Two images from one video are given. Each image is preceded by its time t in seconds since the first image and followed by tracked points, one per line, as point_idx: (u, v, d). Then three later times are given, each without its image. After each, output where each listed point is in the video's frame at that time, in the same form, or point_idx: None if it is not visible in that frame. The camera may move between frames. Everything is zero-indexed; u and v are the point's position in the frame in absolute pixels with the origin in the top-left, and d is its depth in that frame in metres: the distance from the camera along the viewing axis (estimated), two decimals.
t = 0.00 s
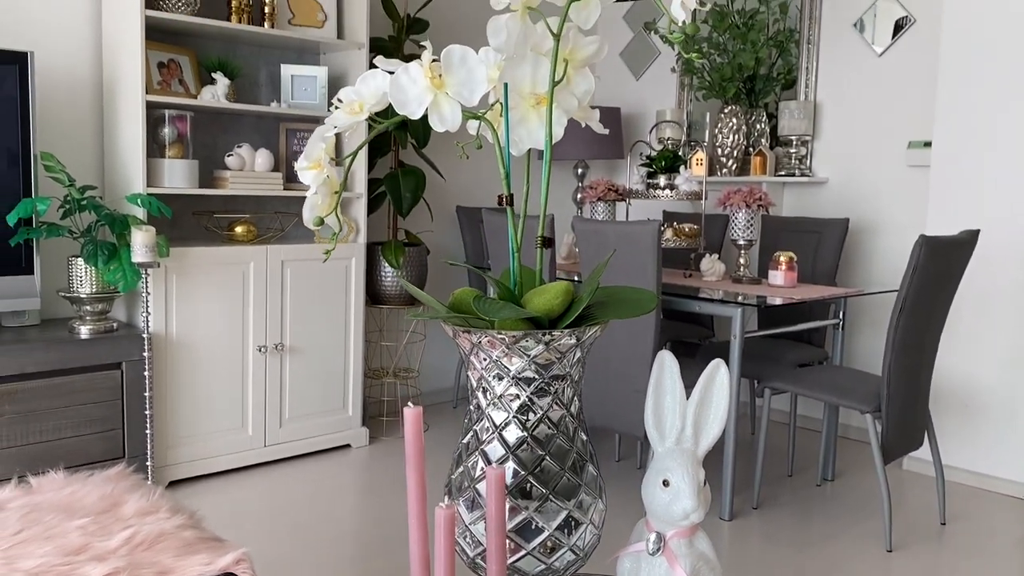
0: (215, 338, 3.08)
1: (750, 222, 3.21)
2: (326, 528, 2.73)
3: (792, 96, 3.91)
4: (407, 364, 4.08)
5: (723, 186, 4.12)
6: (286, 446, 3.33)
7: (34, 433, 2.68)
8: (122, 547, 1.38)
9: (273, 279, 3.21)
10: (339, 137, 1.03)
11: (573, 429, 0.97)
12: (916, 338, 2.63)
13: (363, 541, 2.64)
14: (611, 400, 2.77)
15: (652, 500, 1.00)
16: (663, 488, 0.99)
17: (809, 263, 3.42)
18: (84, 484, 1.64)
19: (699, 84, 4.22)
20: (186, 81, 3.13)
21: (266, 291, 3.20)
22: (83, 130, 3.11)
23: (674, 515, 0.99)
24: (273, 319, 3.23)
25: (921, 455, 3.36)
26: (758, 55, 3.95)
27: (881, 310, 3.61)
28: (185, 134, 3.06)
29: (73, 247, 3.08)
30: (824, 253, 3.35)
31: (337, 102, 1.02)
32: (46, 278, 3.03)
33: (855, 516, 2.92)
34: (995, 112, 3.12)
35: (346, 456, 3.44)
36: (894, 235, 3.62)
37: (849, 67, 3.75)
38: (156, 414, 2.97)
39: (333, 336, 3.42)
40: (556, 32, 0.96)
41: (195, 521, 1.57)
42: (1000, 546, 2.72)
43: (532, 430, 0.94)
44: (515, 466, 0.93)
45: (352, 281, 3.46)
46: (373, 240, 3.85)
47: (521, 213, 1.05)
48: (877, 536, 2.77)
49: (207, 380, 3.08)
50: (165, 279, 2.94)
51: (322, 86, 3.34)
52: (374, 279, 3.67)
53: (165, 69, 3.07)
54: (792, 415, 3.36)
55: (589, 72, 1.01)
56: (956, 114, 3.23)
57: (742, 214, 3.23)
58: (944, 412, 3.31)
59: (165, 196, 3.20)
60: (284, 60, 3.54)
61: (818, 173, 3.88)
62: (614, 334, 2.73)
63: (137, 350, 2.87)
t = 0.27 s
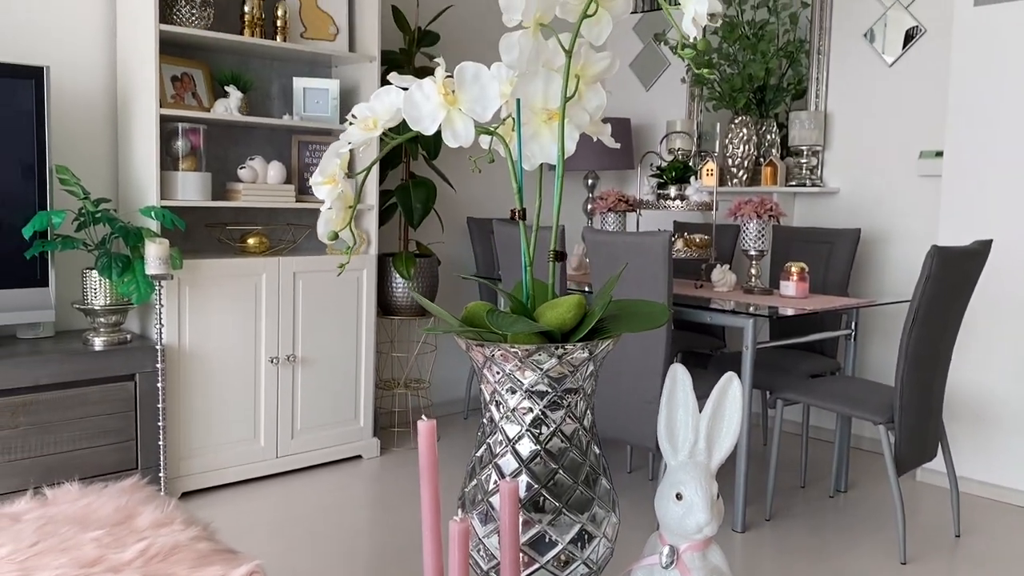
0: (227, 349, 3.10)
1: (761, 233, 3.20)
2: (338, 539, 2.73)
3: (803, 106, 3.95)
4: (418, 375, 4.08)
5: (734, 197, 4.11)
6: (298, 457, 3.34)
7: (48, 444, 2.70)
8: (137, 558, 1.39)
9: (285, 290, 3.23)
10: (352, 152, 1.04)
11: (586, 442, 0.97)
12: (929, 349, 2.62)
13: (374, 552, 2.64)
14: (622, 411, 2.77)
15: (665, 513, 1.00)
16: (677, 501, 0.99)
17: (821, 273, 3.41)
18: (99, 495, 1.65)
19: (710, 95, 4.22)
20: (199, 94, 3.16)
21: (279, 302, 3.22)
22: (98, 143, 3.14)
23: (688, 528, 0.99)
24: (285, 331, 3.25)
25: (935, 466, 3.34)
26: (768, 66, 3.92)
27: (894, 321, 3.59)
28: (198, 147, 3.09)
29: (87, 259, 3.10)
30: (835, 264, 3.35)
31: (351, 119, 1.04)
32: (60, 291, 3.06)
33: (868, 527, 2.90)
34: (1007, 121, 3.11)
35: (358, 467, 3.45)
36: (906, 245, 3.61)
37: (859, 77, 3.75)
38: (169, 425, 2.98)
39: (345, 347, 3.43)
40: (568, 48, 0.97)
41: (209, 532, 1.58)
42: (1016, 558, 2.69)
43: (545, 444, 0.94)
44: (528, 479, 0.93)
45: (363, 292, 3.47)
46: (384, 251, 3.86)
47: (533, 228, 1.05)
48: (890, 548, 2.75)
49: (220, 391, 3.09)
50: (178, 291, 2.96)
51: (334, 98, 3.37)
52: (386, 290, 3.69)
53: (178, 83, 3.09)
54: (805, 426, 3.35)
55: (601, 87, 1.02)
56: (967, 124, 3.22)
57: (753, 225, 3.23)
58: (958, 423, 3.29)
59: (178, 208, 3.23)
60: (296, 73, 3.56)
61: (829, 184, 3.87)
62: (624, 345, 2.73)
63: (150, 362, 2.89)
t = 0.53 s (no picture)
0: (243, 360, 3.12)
1: (776, 243, 3.20)
2: (353, 549, 2.74)
3: (817, 116, 3.95)
4: (433, 385, 4.09)
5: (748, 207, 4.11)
6: (314, 467, 3.35)
7: (66, 455, 2.73)
8: (156, 569, 1.40)
9: (301, 302, 3.25)
10: (370, 169, 1.06)
11: (602, 457, 0.97)
12: (946, 359, 2.60)
13: (389, 563, 2.64)
14: (637, 422, 2.76)
15: (681, 527, 1.00)
16: (693, 514, 0.99)
17: (836, 284, 3.40)
18: (118, 506, 1.67)
19: (723, 104, 4.22)
20: (216, 107, 3.19)
21: (295, 313, 3.24)
22: (117, 156, 3.17)
23: (704, 543, 0.99)
24: (301, 342, 3.27)
25: (953, 477, 3.31)
26: (782, 76, 3.92)
27: (910, 331, 3.57)
28: (215, 159, 3.12)
29: (106, 271, 3.14)
30: (851, 273, 3.34)
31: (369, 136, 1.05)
32: (79, 302, 3.10)
33: (886, 539, 2.88)
34: None
35: (373, 477, 3.46)
36: (922, 255, 3.59)
37: (873, 86, 3.74)
38: (186, 436, 3.00)
39: (360, 358, 3.45)
40: (583, 64, 0.98)
41: (227, 543, 1.59)
42: None
43: (562, 457, 0.95)
44: (545, 493, 0.94)
45: (378, 303, 3.49)
46: (399, 262, 3.88)
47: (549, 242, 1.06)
48: (908, 560, 2.73)
49: (237, 402, 3.11)
50: (195, 303, 2.98)
51: (349, 111, 3.40)
52: (401, 300, 3.70)
53: (195, 96, 3.13)
54: (820, 437, 3.33)
55: (616, 102, 1.03)
56: (983, 133, 3.20)
57: (768, 235, 3.23)
58: (976, 433, 3.26)
59: (195, 221, 3.26)
60: (312, 86, 3.59)
61: (844, 193, 3.86)
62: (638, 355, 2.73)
63: (167, 373, 2.92)
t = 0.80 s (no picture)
0: (264, 369, 3.14)
1: (795, 251, 3.18)
2: (373, 557, 2.75)
3: (836, 123, 3.93)
4: (451, 394, 4.10)
5: (767, 215, 4.09)
6: (334, 475, 3.36)
7: (90, 463, 2.75)
8: None
9: (321, 310, 3.27)
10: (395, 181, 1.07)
11: (626, 467, 0.97)
12: (969, 368, 2.58)
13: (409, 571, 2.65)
14: (657, 431, 2.76)
15: (705, 537, 1.00)
16: (717, 524, 0.99)
17: (856, 292, 3.38)
18: (142, 514, 1.68)
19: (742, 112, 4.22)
20: (237, 118, 3.23)
21: (315, 322, 3.26)
22: (140, 167, 3.21)
23: (728, 553, 0.99)
24: (321, 350, 3.29)
25: (976, 487, 3.28)
26: (801, 83, 3.92)
27: (932, 340, 3.55)
28: (236, 170, 3.15)
29: (129, 280, 3.17)
30: (871, 281, 3.32)
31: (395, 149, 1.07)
32: (103, 312, 3.13)
33: (909, 550, 2.85)
34: None
35: (392, 485, 3.47)
36: (944, 262, 3.57)
37: (893, 93, 3.72)
38: (208, 444, 3.02)
39: (379, 366, 3.46)
40: (606, 76, 0.98)
41: (250, 551, 1.61)
42: None
43: (585, 468, 0.95)
44: (569, 503, 0.94)
45: (397, 312, 3.50)
46: (418, 271, 3.90)
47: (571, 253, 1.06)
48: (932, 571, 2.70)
49: (258, 410, 3.14)
50: (217, 312, 3.01)
51: (368, 121, 3.42)
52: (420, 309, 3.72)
53: (216, 108, 3.16)
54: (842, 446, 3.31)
55: (638, 113, 1.03)
56: (1005, 140, 3.18)
57: (788, 242, 3.21)
58: (999, 443, 3.23)
59: (217, 230, 3.29)
60: (332, 96, 3.63)
61: (863, 201, 3.85)
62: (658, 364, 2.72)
63: (189, 382, 2.94)
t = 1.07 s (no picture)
0: (288, 377, 3.16)
1: (819, 259, 3.16)
2: (395, 565, 2.75)
3: (859, 130, 3.91)
4: (473, 402, 4.11)
5: (790, 222, 4.07)
6: (356, 482, 3.38)
7: (117, 470, 2.78)
8: None
9: (344, 319, 3.29)
10: (422, 192, 1.07)
11: (655, 477, 0.97)
12: (997, 377, 2.55)
13: None
14: (680, 440, 2.75)
15: (734, 547, 1.00)
16: (747, 536, 0.99)
17: (881, 300, 3.35)
18: (171, 521, 1.70)
19: (764, 120, 4.21)
20: (261, 128, 3.26)
21: (338, 331, 3.28)
22: (166, 177, 3.25)
23: (757, 564, 0.98)
24: (344, 358, 3.30)
25: (1005, 498, 3.23)
26: (823, 90, 3.90)
27: (958, 348, 3.51)
28: (260, 180, 3.18)
29: (154, 289, 3.21)
30: (896, 289, 3.29)
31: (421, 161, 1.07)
32: (130, 320, 3.17)
33: (936, 561, 2.82)
34: None
35: (414, 493, 3.48)
36: (970, 270, 3.53)
37: (917, 100, 3.70)
38: (232, 452, 3.05)
39: (401, 374, 3.47)
40: (633, 86, 0.98)
41: (277, 559, 1.62)
42: None
43: (614, 478, 0.95)
44: (598, 513, 0.94)
45: (419, 320, 3.51)
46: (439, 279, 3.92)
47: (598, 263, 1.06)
48: None
49: (282, 418, 3.16)
50: (242, 320, 3.03)
51: (390, 130, 3.44)
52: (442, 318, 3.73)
53: (241, 118, 3.20)
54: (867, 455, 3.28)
55: (665, 124, 1.04)
56: None
57: (811, 250, 3.19)
58: None
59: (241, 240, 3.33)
60: (355, 106, 3.66)
61: (887, 208, 3.82)
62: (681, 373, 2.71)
63: (214, 390, 2.97)
